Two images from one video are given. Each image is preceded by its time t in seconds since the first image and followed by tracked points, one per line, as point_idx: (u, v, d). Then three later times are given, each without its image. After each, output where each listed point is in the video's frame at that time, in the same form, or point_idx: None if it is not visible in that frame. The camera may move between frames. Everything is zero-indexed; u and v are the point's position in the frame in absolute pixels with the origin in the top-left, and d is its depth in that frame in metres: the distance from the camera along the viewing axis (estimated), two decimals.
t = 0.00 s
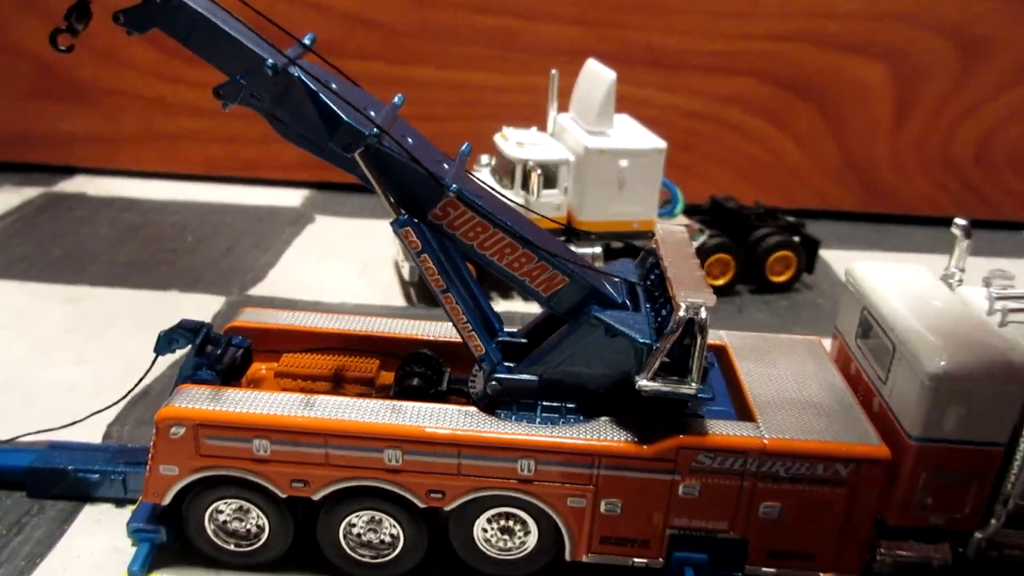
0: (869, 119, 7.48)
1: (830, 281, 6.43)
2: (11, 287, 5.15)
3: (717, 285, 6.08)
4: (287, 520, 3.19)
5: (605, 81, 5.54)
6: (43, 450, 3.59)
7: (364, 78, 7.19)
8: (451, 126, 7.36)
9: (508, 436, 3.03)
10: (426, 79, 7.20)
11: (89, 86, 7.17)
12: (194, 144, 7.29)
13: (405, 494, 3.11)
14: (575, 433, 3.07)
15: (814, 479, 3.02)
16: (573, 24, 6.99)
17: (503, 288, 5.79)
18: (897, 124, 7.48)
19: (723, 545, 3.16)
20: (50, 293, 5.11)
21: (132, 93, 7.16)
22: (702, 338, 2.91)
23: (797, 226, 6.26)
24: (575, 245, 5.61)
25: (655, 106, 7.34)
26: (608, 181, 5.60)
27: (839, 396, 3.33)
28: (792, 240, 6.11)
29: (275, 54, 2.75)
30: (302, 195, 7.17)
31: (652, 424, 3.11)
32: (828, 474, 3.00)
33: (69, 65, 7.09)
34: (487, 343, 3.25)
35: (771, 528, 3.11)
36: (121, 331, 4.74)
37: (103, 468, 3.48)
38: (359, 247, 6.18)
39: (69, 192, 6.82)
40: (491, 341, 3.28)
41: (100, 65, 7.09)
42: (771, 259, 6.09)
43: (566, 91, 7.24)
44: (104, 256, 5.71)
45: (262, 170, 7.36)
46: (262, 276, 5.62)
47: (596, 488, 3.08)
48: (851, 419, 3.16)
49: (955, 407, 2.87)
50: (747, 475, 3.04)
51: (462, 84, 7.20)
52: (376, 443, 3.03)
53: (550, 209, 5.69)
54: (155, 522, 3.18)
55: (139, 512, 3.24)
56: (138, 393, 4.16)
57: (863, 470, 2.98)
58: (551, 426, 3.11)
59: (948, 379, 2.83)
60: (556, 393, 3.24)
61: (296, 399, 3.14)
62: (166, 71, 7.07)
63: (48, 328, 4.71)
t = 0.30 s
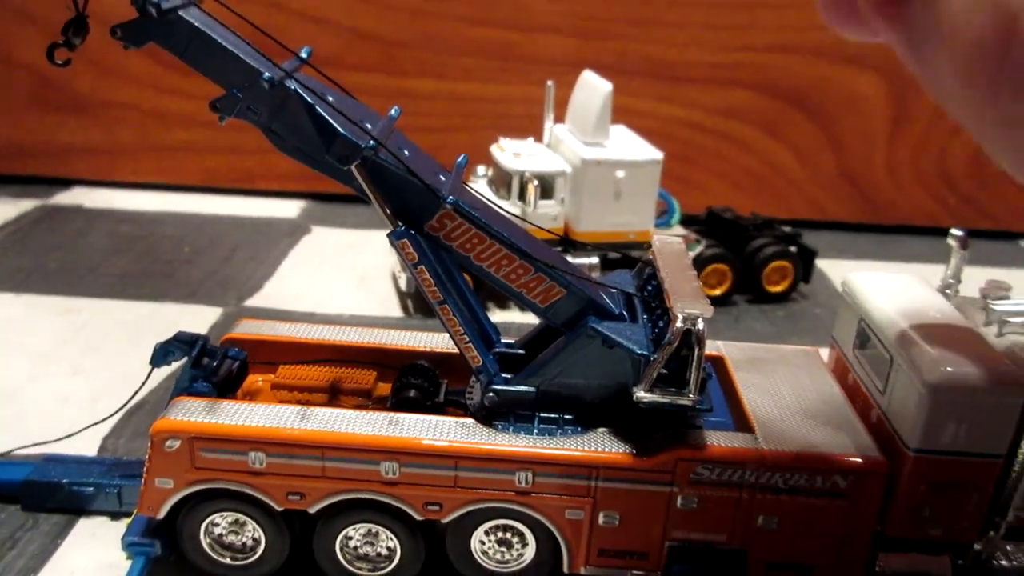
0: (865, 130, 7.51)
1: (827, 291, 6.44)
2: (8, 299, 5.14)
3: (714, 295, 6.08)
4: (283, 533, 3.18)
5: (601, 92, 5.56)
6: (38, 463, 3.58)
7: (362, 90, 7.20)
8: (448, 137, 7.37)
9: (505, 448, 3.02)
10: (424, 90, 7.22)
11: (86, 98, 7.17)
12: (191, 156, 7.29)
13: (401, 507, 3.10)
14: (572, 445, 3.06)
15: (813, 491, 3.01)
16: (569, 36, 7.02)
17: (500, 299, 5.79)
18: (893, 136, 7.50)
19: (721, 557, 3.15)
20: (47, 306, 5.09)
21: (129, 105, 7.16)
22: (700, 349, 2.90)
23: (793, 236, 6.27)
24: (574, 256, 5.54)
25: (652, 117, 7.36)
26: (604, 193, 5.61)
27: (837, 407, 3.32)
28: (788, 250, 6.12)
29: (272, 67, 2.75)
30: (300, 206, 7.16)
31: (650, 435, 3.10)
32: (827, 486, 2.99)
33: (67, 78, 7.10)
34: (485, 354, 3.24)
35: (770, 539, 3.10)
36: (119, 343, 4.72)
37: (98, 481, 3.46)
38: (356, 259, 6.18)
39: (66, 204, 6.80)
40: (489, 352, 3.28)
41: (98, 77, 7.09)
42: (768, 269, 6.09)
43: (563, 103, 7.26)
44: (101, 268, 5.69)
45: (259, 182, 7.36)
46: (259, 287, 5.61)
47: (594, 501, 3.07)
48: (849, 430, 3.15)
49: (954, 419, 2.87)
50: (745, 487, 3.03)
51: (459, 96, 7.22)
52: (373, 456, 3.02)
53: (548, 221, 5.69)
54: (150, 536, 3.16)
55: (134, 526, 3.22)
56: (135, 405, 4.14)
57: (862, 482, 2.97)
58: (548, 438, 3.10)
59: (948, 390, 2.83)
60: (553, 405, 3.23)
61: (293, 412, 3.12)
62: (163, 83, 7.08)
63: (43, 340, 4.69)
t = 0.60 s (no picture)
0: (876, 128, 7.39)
1: (834, 292, 6.34)
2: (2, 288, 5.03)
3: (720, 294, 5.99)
4: (280, 538, 3.08)
5: (610, 87, 5.44)
6: (28, 460, 3.48)
7: (365, 78, 7.07)
8: (452, 128, 7.25)
9: (511, 456, 2.92)
10: (428, 80, 7.09)
11: (85, 81, 7.04)
12: (190, 142, 7.16)
13: (402, 514, 3.01)
14: (579, 455, 2.96)
15: (827, 506, 2.92)
16: (577, 27, 6.89)
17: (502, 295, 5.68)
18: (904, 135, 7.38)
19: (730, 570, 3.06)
20: (42, 295, 4.98)
21: (128, 89, 7.03)
22: (714, 359, 2.80)
23: (801, 236, 6.17)
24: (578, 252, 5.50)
25: (660, 111, 7.23)
26: (611, 188, 5.51)
27: (852, 417, 3.23)
28: (796, 251, 6.02)
29: (276, 59, 2.64)
30: (300, 195, 7.03)
31: (660, 445, 3.01)
32: (840, 501, 2.90)
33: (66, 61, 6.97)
34: (490, 358, 3.15)
35: (781, 554, 3.01)
36: (114, 334, 4.63)
37: (90, 481, 3.36)
38: (357, 251, 6.05)
39: (62, 190, 6.67)
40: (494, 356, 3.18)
41: (96, 60, 6.96)
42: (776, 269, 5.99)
43: (569, 95, 7.14)
44: (97, 256, 5.58)
45: (261, 170, 7.23)
46: (257, 279, 5.49)
47: (601, 511, 2.98)
48: (866, 444, 3.05)
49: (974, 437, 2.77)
50: (757, 500, 2.94)
51: (464, 86, 7.09)
52: (374, 462, 2.92)
53: (552, 216, 5.57)
54: (143, 539, 3.07)
55: (126, 528, 3.12)
56: (129, 401, 4.04)
57: (878, 498, 2.88)
58: (554, 445, 3.01)
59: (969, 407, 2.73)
60: (560, 411, 3.14)
61: (292, 414, 3.03)
62: (163, 67, 6.94)
63: (36, 332, 4.58)
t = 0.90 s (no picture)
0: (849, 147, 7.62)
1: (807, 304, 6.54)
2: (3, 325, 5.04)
3: (693, 310, 6.09)
4: (271, 538, 3.24)
5: (576, 114, 5.44)
6: (34, 476, 3.57)
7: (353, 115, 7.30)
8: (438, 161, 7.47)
9: (482, 449, 3.02)
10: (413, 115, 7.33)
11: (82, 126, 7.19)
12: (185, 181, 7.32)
13: (382, 509, 3.11)
14: (546, 447, 3.06)
15: (774, 485, 3.09)
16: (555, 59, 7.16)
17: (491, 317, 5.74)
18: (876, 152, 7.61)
19: (691, 555, 3.17)
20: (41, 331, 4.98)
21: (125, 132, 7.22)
22: (664, 349, 3.00)
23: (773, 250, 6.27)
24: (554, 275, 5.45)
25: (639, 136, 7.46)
26: (584, 211, 5.47)
27: (802, 405, 3.43)
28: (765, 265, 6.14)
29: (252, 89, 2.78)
30: (291, 233, 6.92)
31: (621, 435, 3.14)
32: (788, 479, 3.07)
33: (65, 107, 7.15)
34: (461, 361, 3.22)
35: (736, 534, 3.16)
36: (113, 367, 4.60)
37: (92, 494, 3.49)
38: (348, 280, 6.08)
39: (60, 234, 6.64)
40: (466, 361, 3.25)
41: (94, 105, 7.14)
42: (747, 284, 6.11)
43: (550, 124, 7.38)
44: (94, 295, 5.57)
45: (245, 206, 7.05)
46: (250, 311, 5.47)
47: (568, 500, 3.08)
48: (810, 425, 3.27)
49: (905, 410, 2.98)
50: (712, 481, 3.08)
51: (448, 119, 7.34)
52: (352, 459, 3.04)
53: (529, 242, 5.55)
54: (142, 542, 3.20)
55: (126, 533, 3.27)
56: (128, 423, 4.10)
57: (821, 475, 3.06)
58: (521, 441, 3.09)
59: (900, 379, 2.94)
60: (528, 410, 3.20)
61: (279, 420, 3.17)
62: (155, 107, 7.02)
63: (35, 364, 4.57)
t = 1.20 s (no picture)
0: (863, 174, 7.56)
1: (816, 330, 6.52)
2: (15, 347, 5.04)
3: (703, 336, 6.01)
4: (278, 561, 3.04)
5: (587, 142, 5.42)
6: (41, 498, 3.39)
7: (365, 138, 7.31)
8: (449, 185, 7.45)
9: (493, 473, 2.90)
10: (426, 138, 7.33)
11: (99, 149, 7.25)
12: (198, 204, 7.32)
13: (391, 533, 2.96)
14: (555, 471, 2.96)
15: (789, 512, 3.00)
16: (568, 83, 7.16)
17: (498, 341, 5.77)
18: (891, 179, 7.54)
19: None
20: (53, 353, 4.98)
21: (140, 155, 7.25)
22: (674, 374, 2.90)
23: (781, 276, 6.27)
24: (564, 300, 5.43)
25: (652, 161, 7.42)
26: (594, 237, 5.41)
27: (814, 433, 3.36)
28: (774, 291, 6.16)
29: (269, 115, 2.72)
30: (301, 258, 6.96)
31: (630, 460, 3.05)
32: (800, 506, 2.99)
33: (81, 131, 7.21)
34: (471, 385, 3.12)
35: (747, 562, 3.05)
36: (125, 388, 4.59)
37: (101, 515, 3.27)
38: (358, 305, 6.07)
39: (73, 258, 6.67)
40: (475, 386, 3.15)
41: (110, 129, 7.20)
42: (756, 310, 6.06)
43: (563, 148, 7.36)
44: (107, 317, 5.58)
45: (259, 235, 7.13)
46: (259, 334, 5.47)
47: (577, 525, 2.97)
48: (823, 454, 3.19)
49: (917, 437, 2.88)
50: (722, 507, 3.00)
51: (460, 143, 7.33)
52: (361, 482, 2.90)
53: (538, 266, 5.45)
54: (150, 565, 3.03)
55: (133, 555, 3.09)
56: (136, 445, 4.06)
57: (833, 501, 2.97)
58: (530, 464, 2.97)
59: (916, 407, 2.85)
60: (537, 434, 3.10)
61: (288, 442, 3.01)
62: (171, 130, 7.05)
63: (48, 386, 4.57)
